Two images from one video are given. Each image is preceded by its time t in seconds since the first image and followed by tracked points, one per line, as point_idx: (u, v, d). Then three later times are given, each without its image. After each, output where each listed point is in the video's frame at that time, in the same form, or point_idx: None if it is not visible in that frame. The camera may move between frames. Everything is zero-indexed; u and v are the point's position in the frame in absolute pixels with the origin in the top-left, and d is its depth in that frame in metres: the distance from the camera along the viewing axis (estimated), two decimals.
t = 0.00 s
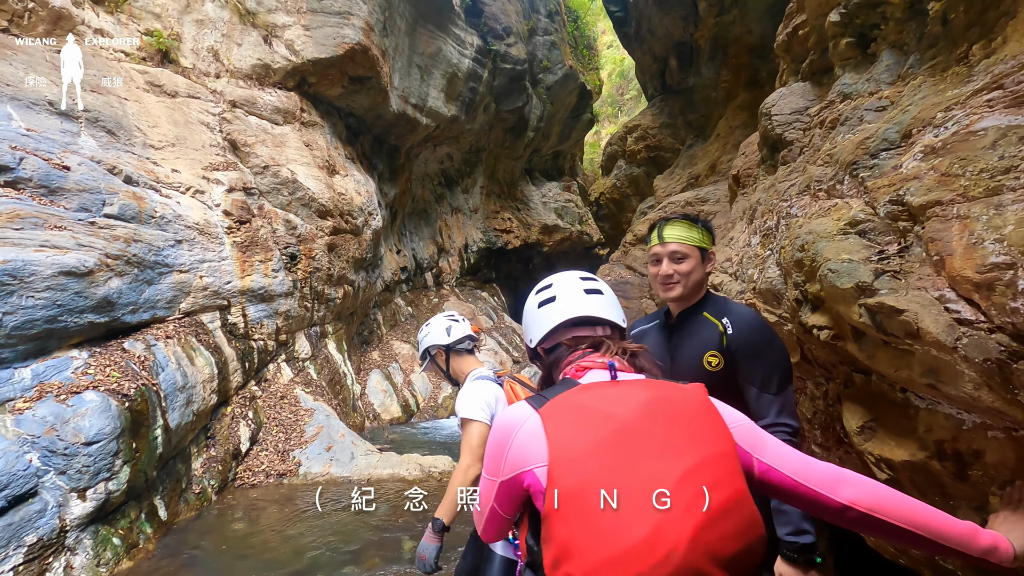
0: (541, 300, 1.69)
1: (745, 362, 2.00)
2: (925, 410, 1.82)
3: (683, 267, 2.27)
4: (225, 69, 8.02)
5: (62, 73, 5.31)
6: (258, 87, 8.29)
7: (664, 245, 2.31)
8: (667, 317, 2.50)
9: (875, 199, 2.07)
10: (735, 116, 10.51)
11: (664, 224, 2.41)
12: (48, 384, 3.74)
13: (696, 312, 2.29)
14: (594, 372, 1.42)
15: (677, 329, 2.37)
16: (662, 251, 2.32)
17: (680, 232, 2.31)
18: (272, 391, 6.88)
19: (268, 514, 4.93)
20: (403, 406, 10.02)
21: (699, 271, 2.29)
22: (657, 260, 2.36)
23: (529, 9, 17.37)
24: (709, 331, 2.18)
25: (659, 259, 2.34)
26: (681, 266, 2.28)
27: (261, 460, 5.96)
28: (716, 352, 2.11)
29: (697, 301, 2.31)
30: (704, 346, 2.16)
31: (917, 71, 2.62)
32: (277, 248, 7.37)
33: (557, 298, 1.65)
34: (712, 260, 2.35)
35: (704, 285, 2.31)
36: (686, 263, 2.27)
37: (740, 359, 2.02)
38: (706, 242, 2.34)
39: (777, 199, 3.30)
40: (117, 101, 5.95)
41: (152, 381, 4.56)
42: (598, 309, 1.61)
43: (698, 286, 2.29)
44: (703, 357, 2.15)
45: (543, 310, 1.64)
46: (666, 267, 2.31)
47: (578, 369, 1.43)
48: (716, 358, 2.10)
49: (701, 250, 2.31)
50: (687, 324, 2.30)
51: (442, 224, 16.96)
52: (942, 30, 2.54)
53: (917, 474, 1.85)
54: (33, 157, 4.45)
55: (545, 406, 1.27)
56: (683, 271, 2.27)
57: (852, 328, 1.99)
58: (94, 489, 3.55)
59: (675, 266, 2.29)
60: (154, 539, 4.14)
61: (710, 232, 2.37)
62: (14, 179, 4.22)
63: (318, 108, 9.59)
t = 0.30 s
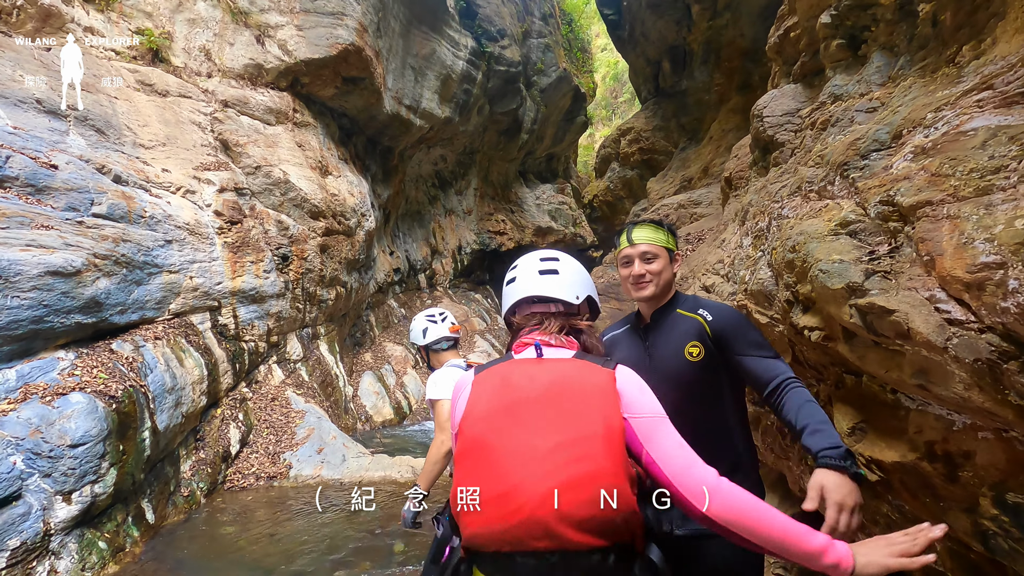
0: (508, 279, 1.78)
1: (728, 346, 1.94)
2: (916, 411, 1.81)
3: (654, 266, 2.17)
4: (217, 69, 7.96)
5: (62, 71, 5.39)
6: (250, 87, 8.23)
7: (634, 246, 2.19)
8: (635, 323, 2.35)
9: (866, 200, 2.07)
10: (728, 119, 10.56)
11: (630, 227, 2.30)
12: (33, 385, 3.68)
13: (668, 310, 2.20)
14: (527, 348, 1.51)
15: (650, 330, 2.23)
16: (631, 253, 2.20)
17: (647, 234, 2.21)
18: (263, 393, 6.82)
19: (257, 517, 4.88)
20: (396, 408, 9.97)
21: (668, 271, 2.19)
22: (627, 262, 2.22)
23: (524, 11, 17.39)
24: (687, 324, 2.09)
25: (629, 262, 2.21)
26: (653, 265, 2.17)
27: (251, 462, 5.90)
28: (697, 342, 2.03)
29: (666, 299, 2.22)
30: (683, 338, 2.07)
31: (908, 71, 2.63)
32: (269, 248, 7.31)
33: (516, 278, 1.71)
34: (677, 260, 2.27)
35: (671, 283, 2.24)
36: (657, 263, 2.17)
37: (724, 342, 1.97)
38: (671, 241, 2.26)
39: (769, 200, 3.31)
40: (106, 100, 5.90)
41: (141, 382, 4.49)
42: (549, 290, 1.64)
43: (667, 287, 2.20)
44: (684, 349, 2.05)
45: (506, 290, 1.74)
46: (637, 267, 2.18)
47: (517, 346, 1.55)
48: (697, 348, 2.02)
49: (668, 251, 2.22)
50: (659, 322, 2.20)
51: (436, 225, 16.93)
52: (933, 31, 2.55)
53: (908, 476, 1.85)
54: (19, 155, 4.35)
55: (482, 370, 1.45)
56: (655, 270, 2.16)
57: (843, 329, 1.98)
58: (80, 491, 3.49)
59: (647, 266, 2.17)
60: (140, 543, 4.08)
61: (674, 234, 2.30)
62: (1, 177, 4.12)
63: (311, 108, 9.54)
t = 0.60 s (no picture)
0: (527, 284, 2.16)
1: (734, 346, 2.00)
2: (916, 415, 1.85)
3: (666, 273, 2.20)
4: (215, 72, 7.99)
5: (62, 70, 5.44)
6: (249, 91, 8.25)
7: (648, 252, 2.22)
8: (640, 325, 2.32)
9: (867, 210, 2.12)
10: (724, 124, 10.65)
11: (643, 235, 2.35)
12: (34, 389, 3.68)
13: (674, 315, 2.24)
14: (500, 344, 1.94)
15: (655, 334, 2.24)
16: (644, 259, 2.23)
17: (660, 241, 2.25)
18: (261, 396, 6.81)
19: (257, 520, 4.88)
20: (393, 411, 9.96)
21: (678, 279, 2.23)
22: (639, 267, 2.24)
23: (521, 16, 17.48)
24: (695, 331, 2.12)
25: (641, 267, 2.24)
26: (664, 272, 2.21)
27: (250, 466, 5.90)
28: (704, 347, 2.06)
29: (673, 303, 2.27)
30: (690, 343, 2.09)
31: (906, 84, 2.69)
32: (268, 252, 7.32)
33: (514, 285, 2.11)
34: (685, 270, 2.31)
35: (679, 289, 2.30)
36: (668, 270, 2.20)
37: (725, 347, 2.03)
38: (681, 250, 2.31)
39: (770, 207, 3.35)
40: (106, 103, 5.90)
41: (142, 386, 4.50)
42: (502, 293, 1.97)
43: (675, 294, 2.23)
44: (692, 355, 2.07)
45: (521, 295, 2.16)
46: (650, 272, 2.21)
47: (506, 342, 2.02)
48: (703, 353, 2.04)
49: (679, 260, 2.26)
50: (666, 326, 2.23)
51: (433, 228, 16.95)
52: (930, 45, 2.62)
53: (908, 478, 1.89)
54: (20, 159, 4.36)
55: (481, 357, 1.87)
56: (667, 278, 2.19)
57: (845, 335, 2.02)
58: (82, 495, 3.49)
59: (659, 272, 2.20)
60: (141, 547, 4.08)
61: (684, 243, 2.34)
62: (2, 181, 4.13)
63: (309, 112, 9.56)
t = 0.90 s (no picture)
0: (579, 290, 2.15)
1: (731, 356, 2.03)
2: (918, 419, 1.88)
3: (667, 278, 2.23)
4: (214, 74, 7.99)
5: (62, 71, 5.42)
6: (248, 93, 8.26)
7: (650, 257, 2.25)
8: (640, 329, 2.37)
9: (868, 217, 2.16)
10: (721, 127, 10.72)
11: (644, 239, 2.37)
12: (36, 392, 3.68)
13: (674, 319, 2.27)
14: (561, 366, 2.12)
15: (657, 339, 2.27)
16: (647, 264, 2.26)
17: (662, 245, 2.28)
18: (260, 398, 6.81)
19: (257, 523, 4.89)
20: (392, 412, 9.97)
21: (679, 283, 2.26)
22: (642, 272, 2.28)
23: (519, 18, 17.52)
24: (695, 336, 2.13)
25: (643, 272, 2.27)
26: (666, 277, 2.24)
27: (249, 468, 5.91)
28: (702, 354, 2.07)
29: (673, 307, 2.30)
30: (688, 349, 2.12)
31: (906, 93, 2.74)
32: (267, 254, 7.32)
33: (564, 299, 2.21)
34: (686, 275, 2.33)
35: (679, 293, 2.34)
36: (669, 275, 2.24)
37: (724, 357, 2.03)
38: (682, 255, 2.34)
39: (771, 213, 3.39)
40: (105, 105, 5.91)
41: (142, 389, 4.50)
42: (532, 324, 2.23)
43: (675, 300, 2.27)
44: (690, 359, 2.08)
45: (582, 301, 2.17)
46: (651, 277, 2.24)
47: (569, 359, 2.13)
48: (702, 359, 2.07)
49: (680, 265, 2.30)
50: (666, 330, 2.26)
51: (430, 230, 16.97)
52: (929, 55, 2.67)
53: (910, 480, 1.92)
54: (20, 161, 4.37)
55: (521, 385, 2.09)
56: (668, 283, 2.23)
57: (847, 340, 2.05)
58: (84, 498, 3.50)
59: (660, 277, 2.24)
60: (143, 549, 4.09)
61: (684, 249, 2.39)
62: (2, 183, 4.14)
63: (307, 114, 9.57)
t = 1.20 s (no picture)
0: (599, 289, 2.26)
1: (727, 361, 2.02)
2: (924, 417, 1.89)
3: (662, 283, 2.24)
4: (214, 74, 7.99)
5: (62, 71, 5.44)
6: (247, 93, 8.25)
7: (642, 263, 2.25)
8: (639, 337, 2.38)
9: (873, 216, 2.17)
10: (721, 128, 10.72)
11: (637, 246, 2.37)
12: (36, 392, 3.67)
13: (672, 323, 2.27)
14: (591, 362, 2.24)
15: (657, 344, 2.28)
16: (640, 270, 2.25)
17: (656, 251, 2.27)
18: (260, 399, 6.80)
19: (257, 523, 4.88)
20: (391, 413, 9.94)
21: (674, 288, 2.26)
22: (636, 278, 2.27)
23: (519, 19, 17.53)
24: (692, 341, 2.13)
25: (638, 278, 2.27)
26: (660, 283, 2.24)
27: (249, 468, 5.90)
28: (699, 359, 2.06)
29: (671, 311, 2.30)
30: (684, 354, 2.12)
31: (910, 92, 2.75)
32: (267, 254, 7.31)
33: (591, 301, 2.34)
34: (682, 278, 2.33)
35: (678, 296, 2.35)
36: (664, 280, 2.24)
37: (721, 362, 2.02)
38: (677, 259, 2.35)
39: (774, 212, 3.40)
40: (105, 106, 5.91)
41: (142, 389, 4.49)
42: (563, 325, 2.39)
43: (672, 304, 2.27)
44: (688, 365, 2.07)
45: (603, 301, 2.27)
46: (646, 283, 2.24)
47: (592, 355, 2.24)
48: (699, 362, 2.06)
49: (675, 269, 2.29)
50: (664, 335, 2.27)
51: (429, 231, 16.96)
52: (933, 55, 2.68)
53: (916, 478, 1.93)
54: (20, 161, 4.37)
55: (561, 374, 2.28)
56: (663, 288, 2.23)
57: (852, 338, 2.06)
58: (84, 498, 3.49)
59: (655, 283, 2.24)
60: (143, 549, 4.08)
61: (678, 253, 2.38)
62: (3, 183, 4.13)
63: (307, 114, 9.56)
